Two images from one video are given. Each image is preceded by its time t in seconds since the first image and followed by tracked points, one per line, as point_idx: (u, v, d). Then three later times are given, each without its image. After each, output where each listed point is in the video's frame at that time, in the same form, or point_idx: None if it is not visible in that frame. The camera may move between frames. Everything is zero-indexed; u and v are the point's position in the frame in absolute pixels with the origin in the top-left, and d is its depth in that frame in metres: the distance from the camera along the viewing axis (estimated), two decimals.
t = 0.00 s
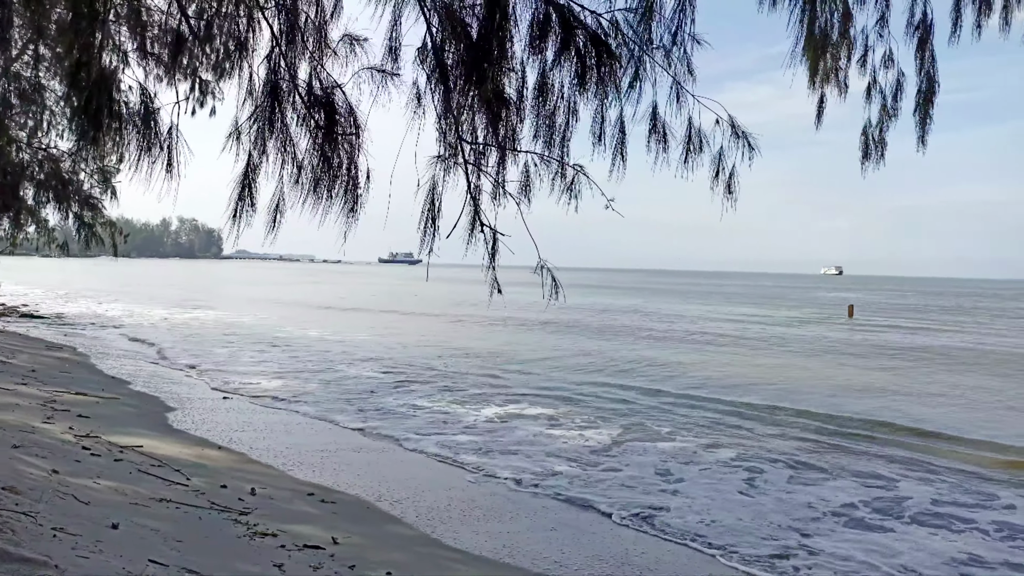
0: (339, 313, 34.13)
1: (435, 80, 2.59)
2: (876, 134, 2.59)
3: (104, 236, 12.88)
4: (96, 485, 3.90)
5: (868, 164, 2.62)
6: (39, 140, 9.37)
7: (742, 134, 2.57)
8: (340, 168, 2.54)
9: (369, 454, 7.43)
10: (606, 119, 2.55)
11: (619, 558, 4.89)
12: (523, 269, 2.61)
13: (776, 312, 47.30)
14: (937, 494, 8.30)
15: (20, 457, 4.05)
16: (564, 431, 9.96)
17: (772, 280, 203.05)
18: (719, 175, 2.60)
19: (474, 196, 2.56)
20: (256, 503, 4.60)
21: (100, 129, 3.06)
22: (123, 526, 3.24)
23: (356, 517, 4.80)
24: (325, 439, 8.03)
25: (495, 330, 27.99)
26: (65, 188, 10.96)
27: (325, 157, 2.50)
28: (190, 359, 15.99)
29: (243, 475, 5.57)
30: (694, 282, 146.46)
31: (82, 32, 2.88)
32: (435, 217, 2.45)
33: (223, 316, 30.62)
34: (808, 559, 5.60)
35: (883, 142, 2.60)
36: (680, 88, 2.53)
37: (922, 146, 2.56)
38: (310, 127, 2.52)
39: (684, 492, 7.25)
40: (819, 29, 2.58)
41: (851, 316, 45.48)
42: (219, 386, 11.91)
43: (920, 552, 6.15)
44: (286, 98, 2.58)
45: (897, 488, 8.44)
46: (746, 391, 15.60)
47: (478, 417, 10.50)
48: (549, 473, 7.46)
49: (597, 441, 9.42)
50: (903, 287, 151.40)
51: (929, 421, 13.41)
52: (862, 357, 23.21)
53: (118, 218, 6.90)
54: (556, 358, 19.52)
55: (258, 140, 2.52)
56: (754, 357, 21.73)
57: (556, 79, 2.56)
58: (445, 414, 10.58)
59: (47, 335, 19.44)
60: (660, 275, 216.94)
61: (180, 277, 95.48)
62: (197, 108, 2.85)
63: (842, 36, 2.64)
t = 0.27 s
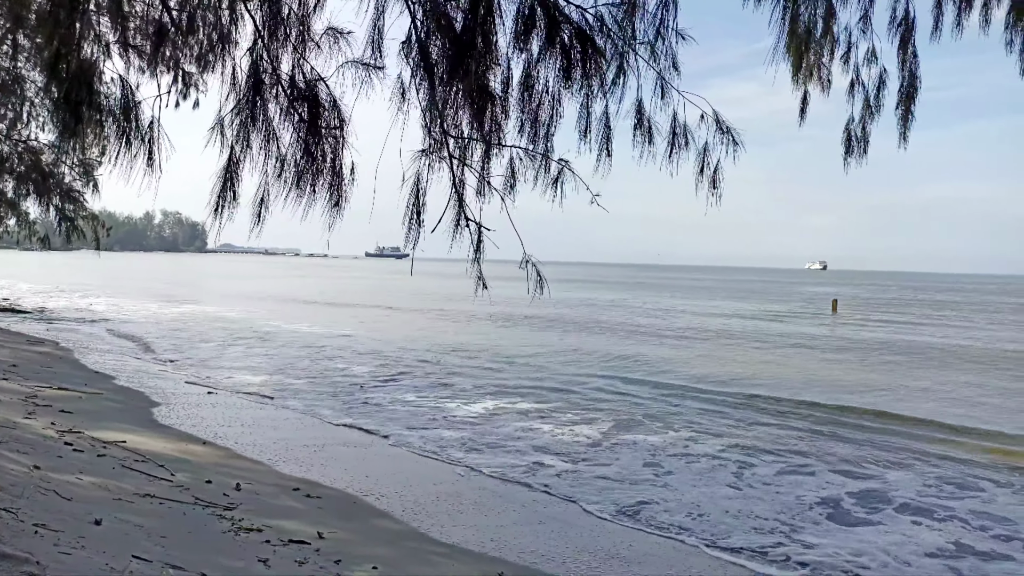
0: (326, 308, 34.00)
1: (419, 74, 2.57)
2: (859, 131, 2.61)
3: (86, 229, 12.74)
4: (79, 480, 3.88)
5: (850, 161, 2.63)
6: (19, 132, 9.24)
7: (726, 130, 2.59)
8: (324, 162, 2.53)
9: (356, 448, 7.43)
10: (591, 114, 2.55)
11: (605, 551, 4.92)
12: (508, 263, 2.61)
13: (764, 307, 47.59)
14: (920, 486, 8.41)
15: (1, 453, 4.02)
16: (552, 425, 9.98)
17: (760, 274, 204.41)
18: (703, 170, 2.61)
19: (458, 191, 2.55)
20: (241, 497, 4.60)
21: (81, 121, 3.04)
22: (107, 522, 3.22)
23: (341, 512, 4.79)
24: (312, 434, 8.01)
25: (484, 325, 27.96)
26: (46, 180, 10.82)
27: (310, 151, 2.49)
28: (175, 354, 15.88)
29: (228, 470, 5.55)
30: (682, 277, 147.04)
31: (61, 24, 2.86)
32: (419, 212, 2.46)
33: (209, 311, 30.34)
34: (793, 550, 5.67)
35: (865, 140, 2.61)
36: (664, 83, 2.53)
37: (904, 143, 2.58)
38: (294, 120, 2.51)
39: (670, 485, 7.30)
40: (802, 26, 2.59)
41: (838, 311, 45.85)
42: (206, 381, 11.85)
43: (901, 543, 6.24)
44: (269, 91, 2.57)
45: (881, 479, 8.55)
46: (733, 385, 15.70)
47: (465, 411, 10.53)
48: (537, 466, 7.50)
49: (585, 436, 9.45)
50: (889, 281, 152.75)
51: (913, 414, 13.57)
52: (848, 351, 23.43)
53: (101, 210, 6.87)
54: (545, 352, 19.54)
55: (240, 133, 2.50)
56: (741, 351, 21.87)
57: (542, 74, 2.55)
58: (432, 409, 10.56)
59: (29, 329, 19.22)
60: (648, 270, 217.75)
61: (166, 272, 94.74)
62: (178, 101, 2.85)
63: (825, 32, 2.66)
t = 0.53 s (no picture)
0: (311, 308, 33.78)
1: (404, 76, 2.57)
2: (840, 135, 2.64)
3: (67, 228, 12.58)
4: (58, 482, 3.84)
5: (831, 164, 2.66)
6: None
7: (709, 133, 2.60)
8: (308, 163, 2.52)
9: (340, 450, 7.40)
10: (575, 117, 2.56)
11: (589, 552, 4.94)
12: (492, 264, 2.61)
13: (749, 309, 47.94)
14: (901, 486, 8.50)
15: None
16: (538, 426, 9.99)
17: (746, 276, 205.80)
18: (687, 173, 2.63)
19: (443, 192, 2.55)
20: (223, 499, 4.56)
21: (62, 121, 3.02)
22: (86, 524, 3.19)
23: (324, 514, 4.77)
24: (296, 435, 7.96)
25: (471, 326, 27.91)
26: (25, 178, 10.66)
27: (293, 152, 2.48)
28: (157, 355, 15.71)
29: (210, 471, 5.51)
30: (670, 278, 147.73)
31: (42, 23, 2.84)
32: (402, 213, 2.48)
33: (194, 311, 30.06)
34: (775, 550, 5.71)
35: (846, 143, 2.64)
36: (649, 86, 2.55)
37: (884, 146, 2.60)
38: (277, 121, 2.50)
39: (654, 485, 7.33)
40: (785, 30, 2.62)
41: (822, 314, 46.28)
42: (188, 382, 11.74)
43: (881, 542, 6.31)
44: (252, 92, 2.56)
45: (863, 479, 8.64)
46: (718, 387, 15.78)
47: (450, 413, 10.51)
48: (521, 467, 7.50)
49: (570, 437, 9.46)
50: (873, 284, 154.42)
51: (895, 415, 13.72)
52: (832, 353, 23.64)
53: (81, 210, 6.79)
54: (532, 353, 19.54)
55: (223, 133, 2.49)
56: (727, 353, 22.01)
57: (527, 76, 2.56)
58: (418, 410, 10.53)
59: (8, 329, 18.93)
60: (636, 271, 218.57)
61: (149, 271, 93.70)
62: (161, 101, 2.83)
63: (807, 37, 2.68)
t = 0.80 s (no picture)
0: (295, 304, 33.54)
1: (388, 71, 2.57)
2: (821, 133, 2.66)
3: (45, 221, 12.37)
4: (37, 479, 3.79)
5: (812, 163, 2.69)
6: None
7: (692, 131, 2.62)
8: (291, 158, 2.51)
9: (325, 445, 7.38)
10: (560, 114, 2.56)
11: (573, 547, 4.97)
12: (476, 260, 2.61)
13: (736, 305, 48.26)
14: (882, 479, 8.61)
15: None
16: (524, 422, 10.01)
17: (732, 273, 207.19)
18: (669, 171, 2.64)
19: (427, 188, 2.55)
20: (205, 496, 4.54)
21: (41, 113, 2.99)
22: (66, 521, 3.16)
23: (308, 510, 4.76)
24: (281, 430, 7.93)
25: (459, 322, 27.90)
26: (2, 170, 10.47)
27: (275, 146, 2.47)
28: (138, 350, 15.53)
29: (193, 467, 5.47)
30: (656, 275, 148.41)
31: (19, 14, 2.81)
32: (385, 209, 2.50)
33: (179, 305, 29.80)
34: (757, 543, 5.78)
35: (828, 141, 2.66)
36: (633, 84, 2.56)
37: (863, 146, 2.63)
38: (259, 115, 2.49)
39: (638, 480, 7.38)
40: (768, 28, 2.64)
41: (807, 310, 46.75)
42: (169, 378, 11.62)
43: (861, 535, 6.40)
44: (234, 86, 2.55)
45: (845, 472, 8.74)
46: (704, 382, 15.89)
47: (434, 408, 10.50)
48: (506, 462, 7.52)
49: (556, 432, 9.49)
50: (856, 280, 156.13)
51: (877, 409, 13.90)
52: (816, 350, 23.88)
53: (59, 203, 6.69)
54: (519, 349, 19.58)
55: (204, 128, 2.48)
56: (712, 349, 22.17)
57: (511, 72, 2.56)
58: (404, 406, 10.51)
59: None
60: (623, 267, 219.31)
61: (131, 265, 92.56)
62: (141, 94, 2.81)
63: (789, 36, 2.71)
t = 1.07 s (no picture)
0: (281, 296, 33.35)
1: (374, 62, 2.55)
2: (806, 128, 2.68)
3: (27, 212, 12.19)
4: (20, 472, 3.77)
5: (796, 157, 2.70)
6: None
7: (677, 124, 2.63)
8: (276, 150, 2.50)
9: (312, 438, 7.37)
10: (546, 107, 2.56)
11: (559, 537, 5.01)
12: (462, 253, 2.62)
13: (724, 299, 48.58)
14: (865, 468, 8.73)
15: None
16: (512, 414, 10.04)
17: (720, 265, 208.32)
18: (655, 164, 2.65)
19: (413, 180, 2.55)
20: (191, 489, 4.53)
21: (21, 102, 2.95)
22: (50, 514, 3.15)
23: (294, 503, 4.76)
24: (268, 423, 7.91)
25: (448, 314, 27.87)
26: None
27: (260, 138, 2.45)
28: (122, 342, 15.39)
29: (179, 460, 5.45)
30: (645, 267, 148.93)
31: None
32: (371, 201, 2.50)
33: (165, 297, 29.57)
34: (742, 532, 5.84)
35: (812, 136, 2.68)
36: (619, 77, 2.57)
37: (847, 140, 2.65)
38: (243, 105, 2.47)
39: (625, 471, 7.44)
40: (753, 22, 2.65)
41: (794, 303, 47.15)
42: (154, 370, 11.53)
43: (844, 524, 6.49)
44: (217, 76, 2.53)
45: (829, 462, 8.85)
46: (690, 373, 16.01)
47: (421, 400, 10.51)
48: (493, 454, 7.55)
49: (544, 424, 9.53)
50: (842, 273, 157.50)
51: (861, 399, 14.06)
52: (802, 342, 24.09)
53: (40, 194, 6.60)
54: (508, 342, 19.61)
55: (188, 119, 2.46)
56: (700, 342, 22.32)
57: (497, 64, 2.56)
58: (392, 398, 10.51)
59: None
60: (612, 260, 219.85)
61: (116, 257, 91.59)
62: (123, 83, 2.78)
63: (774, 30, 2.72)
